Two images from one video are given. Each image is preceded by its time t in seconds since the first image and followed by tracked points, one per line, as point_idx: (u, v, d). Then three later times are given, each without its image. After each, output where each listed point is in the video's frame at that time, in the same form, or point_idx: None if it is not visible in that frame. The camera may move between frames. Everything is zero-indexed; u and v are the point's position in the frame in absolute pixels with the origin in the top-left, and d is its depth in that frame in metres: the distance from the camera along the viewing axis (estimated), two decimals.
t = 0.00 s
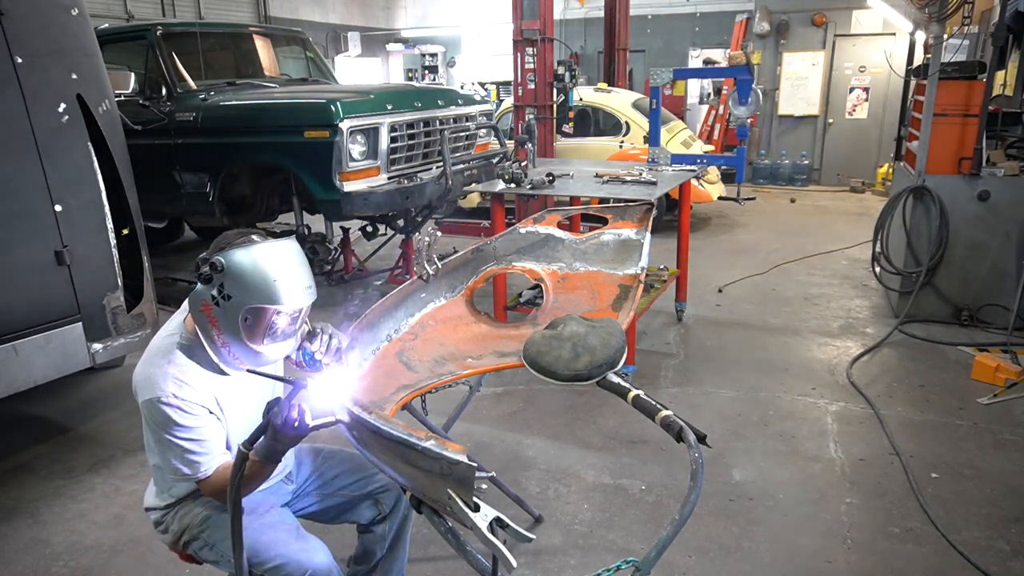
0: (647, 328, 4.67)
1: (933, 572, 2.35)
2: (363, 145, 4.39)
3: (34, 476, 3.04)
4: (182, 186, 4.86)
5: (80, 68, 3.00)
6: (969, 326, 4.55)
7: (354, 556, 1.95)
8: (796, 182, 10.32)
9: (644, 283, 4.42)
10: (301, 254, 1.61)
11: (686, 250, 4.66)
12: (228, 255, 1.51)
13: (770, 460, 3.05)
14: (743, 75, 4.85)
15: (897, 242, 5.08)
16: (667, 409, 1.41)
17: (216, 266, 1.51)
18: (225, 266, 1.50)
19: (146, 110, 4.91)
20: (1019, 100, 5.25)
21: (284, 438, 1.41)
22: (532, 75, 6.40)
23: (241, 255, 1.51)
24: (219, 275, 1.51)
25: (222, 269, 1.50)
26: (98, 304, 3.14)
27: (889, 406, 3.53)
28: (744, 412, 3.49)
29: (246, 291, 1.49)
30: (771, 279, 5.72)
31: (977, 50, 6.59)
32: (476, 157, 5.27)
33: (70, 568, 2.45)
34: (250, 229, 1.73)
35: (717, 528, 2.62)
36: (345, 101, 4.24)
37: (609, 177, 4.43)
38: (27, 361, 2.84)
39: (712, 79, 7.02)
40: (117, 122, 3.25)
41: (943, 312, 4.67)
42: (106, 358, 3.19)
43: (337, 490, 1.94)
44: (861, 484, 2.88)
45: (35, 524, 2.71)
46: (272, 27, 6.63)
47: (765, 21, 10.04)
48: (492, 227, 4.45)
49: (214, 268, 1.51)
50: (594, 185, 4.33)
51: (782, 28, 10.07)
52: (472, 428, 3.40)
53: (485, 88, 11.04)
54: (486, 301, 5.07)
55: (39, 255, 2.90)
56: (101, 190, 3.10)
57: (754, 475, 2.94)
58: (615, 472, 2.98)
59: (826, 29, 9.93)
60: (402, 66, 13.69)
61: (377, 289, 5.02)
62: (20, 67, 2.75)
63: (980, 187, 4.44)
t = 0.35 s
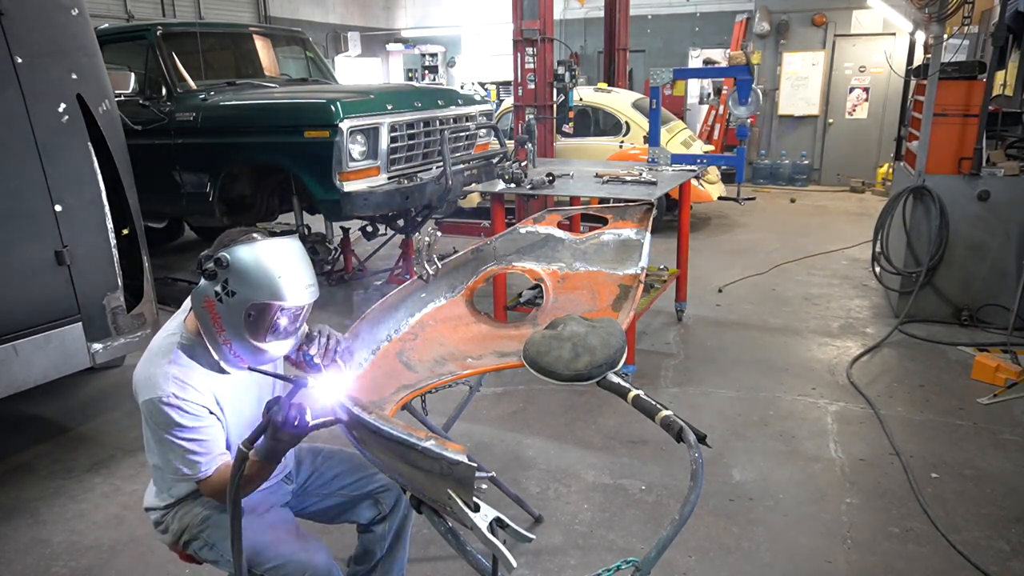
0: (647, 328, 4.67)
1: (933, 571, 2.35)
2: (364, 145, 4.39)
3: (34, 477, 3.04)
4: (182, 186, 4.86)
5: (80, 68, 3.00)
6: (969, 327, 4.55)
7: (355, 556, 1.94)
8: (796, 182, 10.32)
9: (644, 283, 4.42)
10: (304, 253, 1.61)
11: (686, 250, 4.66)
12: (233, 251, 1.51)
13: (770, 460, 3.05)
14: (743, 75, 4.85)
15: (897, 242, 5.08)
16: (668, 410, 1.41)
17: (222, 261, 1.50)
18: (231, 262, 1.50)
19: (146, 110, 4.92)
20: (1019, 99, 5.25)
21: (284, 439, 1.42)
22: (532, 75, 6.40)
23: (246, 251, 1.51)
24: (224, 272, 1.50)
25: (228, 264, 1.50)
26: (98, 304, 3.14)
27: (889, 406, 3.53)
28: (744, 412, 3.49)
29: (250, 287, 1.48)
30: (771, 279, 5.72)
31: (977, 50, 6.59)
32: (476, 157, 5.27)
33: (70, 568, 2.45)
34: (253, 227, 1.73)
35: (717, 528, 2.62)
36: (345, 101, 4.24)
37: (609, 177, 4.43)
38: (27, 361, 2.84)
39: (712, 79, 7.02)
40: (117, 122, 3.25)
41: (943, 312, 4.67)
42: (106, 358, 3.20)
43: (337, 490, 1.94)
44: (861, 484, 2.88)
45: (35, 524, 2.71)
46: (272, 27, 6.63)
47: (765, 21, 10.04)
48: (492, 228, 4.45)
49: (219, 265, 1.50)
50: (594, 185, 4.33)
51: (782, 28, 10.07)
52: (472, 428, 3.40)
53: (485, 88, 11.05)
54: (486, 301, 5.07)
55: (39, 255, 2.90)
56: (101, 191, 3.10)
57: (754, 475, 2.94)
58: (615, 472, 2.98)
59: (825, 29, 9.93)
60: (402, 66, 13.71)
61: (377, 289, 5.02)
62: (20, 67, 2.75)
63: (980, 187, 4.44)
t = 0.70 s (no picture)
0: (647, 328, 4.67)
1: (934, 572, 2.35)
2: (364, 145, 4.39)
3: (34, 477, 3.04)
4: (182, 186, 4.86)
5: (80, 68, 3.00)
6: (969, 327, 4.55)
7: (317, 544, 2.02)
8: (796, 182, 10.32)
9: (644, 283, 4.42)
10: (272, 250, 1.74)
11: (686, 250, 4.65)
12: (200, 257, 1.63)
13: (770, 460, 3.05)
14: (743, 75, 4.84)
15: (897, 242, 5.08)
16: (673, 449, 1.26)
17: (192, 269, 1.63)
18: (200, 268, 1.63)
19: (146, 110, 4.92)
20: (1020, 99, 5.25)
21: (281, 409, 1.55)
22: (531, 75, 6.48)
23: (213, 255, 1.63)
24: (196, 278, 1.64)
25: (197, 271, 1.63)
26: (98, 304, 3.14)
27: (889, 406, 3.53)
28: (744, 412, 3.49)
29: (222, 289, 1.61)
30: (771, 279, 5.72)
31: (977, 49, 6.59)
32: (476, 157, 5.27)
33: (69, 568, 2.45)
34: (221, 234, 1.85)
35: (717, 529, 2.62)
36: (345, 101, 4.24)
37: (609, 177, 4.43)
38: (27, 361, 2.84)
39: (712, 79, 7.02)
40: (117, 122, 3.25)
41: (943, 312, 4.67)
42: (106, 358, 3.20)
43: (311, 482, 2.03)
44: (861, 483, 2.88)
45: (35, 524, 2.70)
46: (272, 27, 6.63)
47: (765, 21, 10.04)
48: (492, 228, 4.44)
49: (192, 272, 1.64)
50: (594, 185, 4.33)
51: (782, 28, 10.07)
52: (472, 428, 3.40)
53: (485, 88, 11.05)
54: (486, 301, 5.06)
55: (39, 255, 2.90)
56: (101, 191, 3.10)
57: (754, 475, 2.94)
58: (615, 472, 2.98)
59: (826, 29, 9.93)
60: (402, 66, 13.70)
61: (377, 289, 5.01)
62: (20, 67, 2.75)
63: (980, 187, 4.44)
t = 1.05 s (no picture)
0: (647, 328, 4.67)
1: (934, 571, 2.35)
2: (364, 145, 4.39)
3: (34, 477, 3.04)
4: (182, 186, 4.86)
5: (80, 68, 3.00)
6: (969, 327, 4.55)
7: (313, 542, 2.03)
8: (796, 182, 10.32)
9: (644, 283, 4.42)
10: (275, 244, 1.76)
11: (686, 250, 4.66)
12: (204, 251, 1.65)
13: (770, 460, 3.05)
14: (743, 75, 4.84)
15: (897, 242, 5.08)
16: (673, 448, 1.26)
17: (195, 263, 1.65)
18: (204, 261, 1.64)
19: (146, 110, 4.92)
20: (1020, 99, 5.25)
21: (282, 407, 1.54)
22: (531, 75, 6.46)
23: (217, 248, 1.65)
24: (199, 273, 1.65)
25: (200, 265, 1.64)
26: (98, 304, 3.14)
27: (889, 407, 3.53)
28: (744, 412, 3.49)
29: (226, 282, 1.62)
30: (771, 279, 5.72)
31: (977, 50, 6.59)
32: (476, 157, 5.27)
33: (69, 568, 2.45)
34: (227, 230, 1.87)
35: (717, 529, 2.62)
36: (345, 101, 4.24)
37: (609, 177, 4.43)
38: (27, 361, 2.84)
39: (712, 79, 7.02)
40: (117, 122, 3.25)
41: (943, 313, 4.67)
42: (106, 358, 3.20)
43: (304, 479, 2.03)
44: (861, 483, 2.88)
45: (35, 524, 2.71)
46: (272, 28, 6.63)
47: (765, 21, 10.04)
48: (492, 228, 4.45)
49: (194, 267, 1.65)
50: (594, 185, 4.34)
51: (782, 28, 10.06)
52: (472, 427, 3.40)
53: (485, 88, 11.05)
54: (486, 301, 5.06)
55: (39, 255, 2.90)
56: (101, 191, 3.10)
57: (754, 475, 2.94)
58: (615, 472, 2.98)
59: (826, 29, 9.93)
60: (402, 66, 13.70)
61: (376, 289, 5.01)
62: (20, 67, 2.75)
63: (980, 187, 4.44)
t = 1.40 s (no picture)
0: (647, 328, 4.67)
1: (933, 571, 2.35)
2: (364, 145, 4.39)
3: (34, 477, 3.04)
4: (182, 186, 4.86)
5: (80, 68, 3.00)
6: (969, 327, 4.55)
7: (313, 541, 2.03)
8: (796, 182, 10.32)
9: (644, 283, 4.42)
10: (286, 241, 1.77)
11: (686, 250, 4.66)
12: (216, 242, 1.67)
13: (770, 460, 3.05)
14: (743, 74, 4.83)
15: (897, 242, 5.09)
16: (673, 448, 1.26)
17: (206, 253, 1.66)
18: (215, 253, 1.66)
19: (146, 110, 4.92)
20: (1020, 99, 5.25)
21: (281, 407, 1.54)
22: (531, 75, 6.47)
23: (228, 240, 1.66)
24: (209, 263, 1.66)
25: (211, 255, 1.66)
26: (98, 303, 3.14)
27: (889, 406, 3.53)
28: (744, 412, 3.49)
29: (233, 274, 1.63)
30: (771, 279, 5.72)
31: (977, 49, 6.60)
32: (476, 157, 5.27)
33: (69, 568, 2.45)
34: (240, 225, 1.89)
35: (717, 529, 2.62)
36: (345, 101, 4.24)
37: (609, 177, 4.43)
38: (27, 361, 2.84)
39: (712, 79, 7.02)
40: (117, 122, 3.25)
41: (943, 313, 4.67)
42: (106, 358, 3.20)
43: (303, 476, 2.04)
44: (861, 483, 2.88)
45: (35, 524, 2.70)
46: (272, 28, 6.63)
47: (765, 21, 10.04)
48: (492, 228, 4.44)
49: (205, 257, 1.67)
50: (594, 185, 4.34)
51: (782, 28, 10.05)
52: (472, 427, 3.40)
53: (485, 88, 11.06)
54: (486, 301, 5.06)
55: (39, 255, 2.90)
56: (101, 190, 3.10)
57: (754, 475, 2.94)
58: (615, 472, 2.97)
59: (826, 29, 9.93)
60: (402, 67, 13.70)
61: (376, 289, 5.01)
62: (20, 67, 2.75)
63: (980, 187, 4.44)
